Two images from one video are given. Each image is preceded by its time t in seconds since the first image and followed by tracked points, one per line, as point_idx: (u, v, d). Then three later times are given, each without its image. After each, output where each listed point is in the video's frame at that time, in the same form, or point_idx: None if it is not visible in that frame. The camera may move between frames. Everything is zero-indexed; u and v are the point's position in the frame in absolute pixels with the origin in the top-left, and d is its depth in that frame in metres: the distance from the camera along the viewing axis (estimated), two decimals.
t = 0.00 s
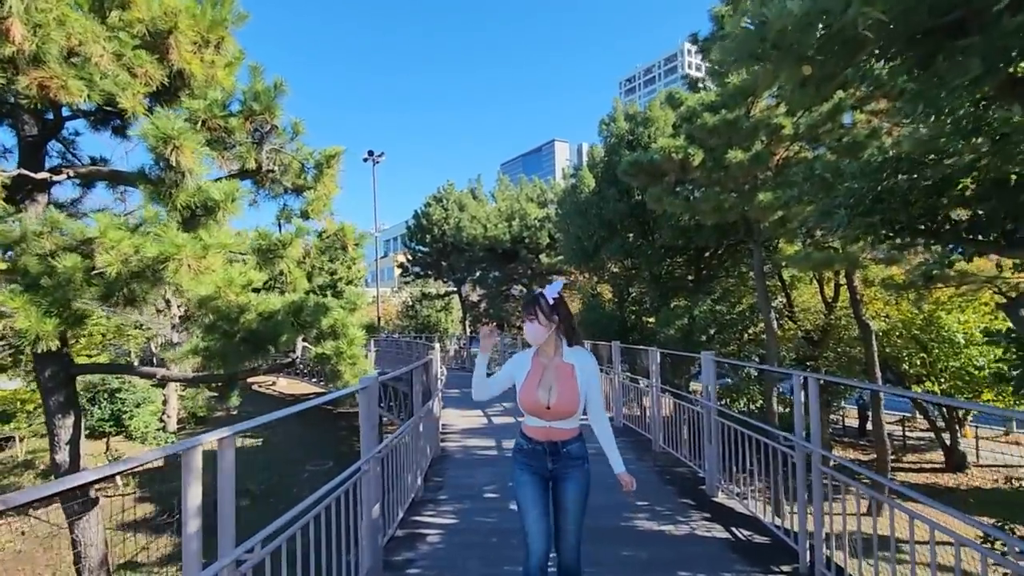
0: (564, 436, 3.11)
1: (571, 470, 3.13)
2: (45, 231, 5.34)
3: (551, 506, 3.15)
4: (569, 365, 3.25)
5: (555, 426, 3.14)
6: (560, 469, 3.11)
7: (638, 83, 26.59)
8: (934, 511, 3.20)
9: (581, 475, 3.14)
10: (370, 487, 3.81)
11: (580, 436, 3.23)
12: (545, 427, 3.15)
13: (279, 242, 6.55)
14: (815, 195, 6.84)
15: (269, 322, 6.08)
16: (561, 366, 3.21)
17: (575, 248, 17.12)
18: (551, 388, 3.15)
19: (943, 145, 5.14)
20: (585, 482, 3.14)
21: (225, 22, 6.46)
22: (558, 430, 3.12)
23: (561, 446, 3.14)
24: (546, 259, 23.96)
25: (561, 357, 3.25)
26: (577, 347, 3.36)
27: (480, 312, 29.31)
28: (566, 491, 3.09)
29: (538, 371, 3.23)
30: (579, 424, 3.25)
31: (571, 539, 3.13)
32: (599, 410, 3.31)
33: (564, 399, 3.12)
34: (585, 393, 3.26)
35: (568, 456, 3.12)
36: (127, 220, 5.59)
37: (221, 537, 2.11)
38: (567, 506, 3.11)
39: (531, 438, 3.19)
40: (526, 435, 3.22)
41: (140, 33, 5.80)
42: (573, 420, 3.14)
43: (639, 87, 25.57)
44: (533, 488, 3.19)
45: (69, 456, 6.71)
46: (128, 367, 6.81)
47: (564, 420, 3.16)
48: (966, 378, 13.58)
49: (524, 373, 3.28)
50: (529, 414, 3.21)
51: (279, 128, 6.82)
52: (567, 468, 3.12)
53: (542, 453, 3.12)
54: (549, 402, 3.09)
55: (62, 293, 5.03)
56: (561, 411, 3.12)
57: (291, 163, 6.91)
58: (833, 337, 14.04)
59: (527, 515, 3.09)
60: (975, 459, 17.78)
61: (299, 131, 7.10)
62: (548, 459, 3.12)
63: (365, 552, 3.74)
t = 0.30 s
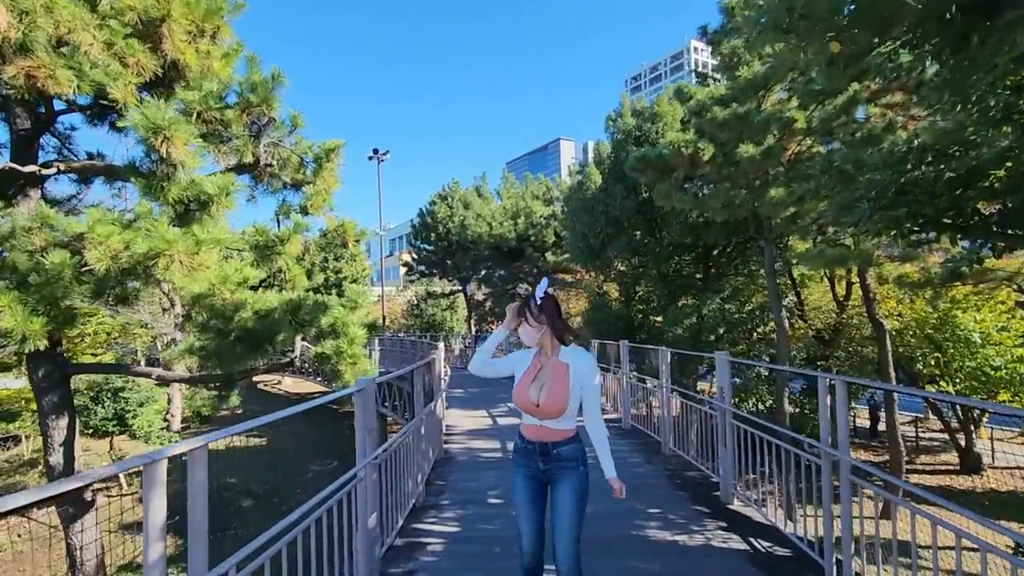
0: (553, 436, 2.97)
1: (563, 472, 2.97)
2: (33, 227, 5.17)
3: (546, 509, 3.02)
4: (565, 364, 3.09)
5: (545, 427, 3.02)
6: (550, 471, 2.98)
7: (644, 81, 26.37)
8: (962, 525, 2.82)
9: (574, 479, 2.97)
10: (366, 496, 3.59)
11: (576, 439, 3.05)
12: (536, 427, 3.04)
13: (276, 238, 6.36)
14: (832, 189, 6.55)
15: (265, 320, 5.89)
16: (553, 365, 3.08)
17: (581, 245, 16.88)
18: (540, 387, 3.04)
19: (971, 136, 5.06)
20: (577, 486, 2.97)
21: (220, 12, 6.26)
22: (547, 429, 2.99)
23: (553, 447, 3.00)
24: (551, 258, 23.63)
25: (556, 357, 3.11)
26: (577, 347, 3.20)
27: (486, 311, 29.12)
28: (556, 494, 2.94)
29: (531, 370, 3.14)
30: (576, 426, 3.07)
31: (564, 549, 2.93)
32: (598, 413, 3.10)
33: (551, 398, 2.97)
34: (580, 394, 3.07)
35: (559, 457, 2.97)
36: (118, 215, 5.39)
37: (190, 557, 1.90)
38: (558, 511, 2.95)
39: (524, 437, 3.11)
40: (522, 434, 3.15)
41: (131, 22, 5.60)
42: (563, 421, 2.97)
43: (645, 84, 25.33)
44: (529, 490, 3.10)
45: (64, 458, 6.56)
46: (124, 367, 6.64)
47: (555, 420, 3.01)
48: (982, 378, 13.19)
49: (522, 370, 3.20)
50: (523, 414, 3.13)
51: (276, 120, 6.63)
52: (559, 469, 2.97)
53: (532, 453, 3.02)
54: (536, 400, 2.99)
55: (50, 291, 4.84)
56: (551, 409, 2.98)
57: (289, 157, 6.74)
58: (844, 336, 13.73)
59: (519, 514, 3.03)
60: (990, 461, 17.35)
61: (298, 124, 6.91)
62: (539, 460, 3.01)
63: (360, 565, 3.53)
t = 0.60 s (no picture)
0: (544, 441, 3.02)
1: (556, 476, 3.01)
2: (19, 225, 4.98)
3: (542, 512, 3.07)
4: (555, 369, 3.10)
5: (536, 431, 3.07)
6: (543, 476, 3.03)
7: (650, 78, 26.09)
8: (1005, 550, 2.53)
9: (567, 483, 3.01)
10: (360, 510, 3.39)
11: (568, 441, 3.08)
12: (528, 431, 3.08)
13: (273, 237, 6.17)
14: (850, 183, 6.27)
15: (259, 322, 5.69)
16: (543, 369, 3.09)
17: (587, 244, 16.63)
18: (529, 392, 3.07)
19: (999, 127, 4.84)
20: (571, 489, 3.01)
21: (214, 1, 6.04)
22: (538, 433, 3.04)
23: (544, 452, 3.04)
24: (557, 256, 23.37)
25: (547, 361, 3.11)
26: (568, 350, 3.19)
27: (491, 310, 28.89)
28: (549, 497, 3.00)
29: (522, 374, 3.15)
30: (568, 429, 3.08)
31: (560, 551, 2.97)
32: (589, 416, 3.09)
33: (540, 402, 3.02)
34: (570, 398, 3.07)
35: (550, 462, 3.00)
36: (109, 212, 5.19)
37: None
38: (552, 512, 3.00)
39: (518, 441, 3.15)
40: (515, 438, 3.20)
41: (123, 13, 5.40)
42: (552, 425, 3.00)
43: (651, 81, 25.05)
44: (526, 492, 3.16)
45: (56, 462, 6.38)
46: (116, 369, 6.45)
47: (546, 424, 3.05)
48: (998, 379, 12.82)
49: (514, 374, 3.24)
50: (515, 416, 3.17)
51: (273, 115, 6.43)
52: (550, 474, 3.01)
53: (525, 458, 3.07)
54: (525, 404, 3.03)
55: (36, 290, 4.68)
56: (540, 413, 3.04)
57: (287, 153, 6.56)
58: (855, 335, 13.46)
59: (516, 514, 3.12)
60: (1006, 463, 16.96)
61: (295, 118, 6.70)
62: (533, 464, 3.06)
63: None
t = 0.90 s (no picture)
0: (548, 437, 2.84)
1: (559, 475, 2.84)
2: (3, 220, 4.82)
3: (541, 516, 2.87)
4: (556, 363, 2.92)
5: (539, 428, 2.86)
6: (547, 474, 2.84)
7: (655, 74, 25.84)
8: None
9: (572, 481, 2.84)
10: (352, 517, 3.18)
11: (571, 439, 2.91)
12: (529, 428, 2.88)
13: (267, 232, 5.97)
14: (868, 174, 5.99)
15: (253, 320, 5.52)
16: (544, 364, 2.92)
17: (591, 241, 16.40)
18: (531, 387, 2.88)
19: None
20: (575, 488, 2.85)
21: None
22: (541, 429, 2.85)
23: (548, 449, 2.86)
24: (561, 254, 23.16)
25: (548, 356, 2.94)
26: (569, 344, 3.02)
27: (495, 308, 28.71)
28: (553, 496, 2.82)
29: (522, 369, 2.97)
30: (570, 426, 2.91)
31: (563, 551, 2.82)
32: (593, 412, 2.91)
33: (543, 397, 2.83)
34: (573, 394, 2.90)
35: (553, 461, 2.83)
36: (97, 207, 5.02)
37: None
38: (555, 512, 2.83)
39: (518, 439, 2.95)
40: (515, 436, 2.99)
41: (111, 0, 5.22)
42: (555, 421, 2.83)
43: (656, 76, 24.78)
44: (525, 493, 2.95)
45: (48, 464, 6.24)
46: (108, 369, 6.29)
47: (549, 420, 2.86)
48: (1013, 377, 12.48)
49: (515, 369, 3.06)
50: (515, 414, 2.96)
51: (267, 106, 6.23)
52: (555, 472, 2.84)
53: (527, 456, 2.87)
54: (527, 400, 2.84)
55: (18, 287, 4.48)
56: (543, 409, 2.83)
57: (283, 146, 6.39)
58: (865, 332, 13.18)
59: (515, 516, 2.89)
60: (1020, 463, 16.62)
61: (291, 109, 6.50)
62: (535, 463, 2.86)
63: None
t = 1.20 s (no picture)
0: (557, 434, 2.86)
1: (567, 471, 2.87)
2: None
3: (546, 512, 2.87)
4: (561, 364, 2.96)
5: (547, 427, 2.88)
6: (555, 471, 2.86)
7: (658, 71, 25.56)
8: None
9: (578, 477, 2.89)
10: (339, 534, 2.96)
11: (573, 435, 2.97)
12: (536, 428, 2.87)
13: (259, 230, 5.75)
14: (884, 167, 5.73)
15: (243, 322, 5.30)
16: (552, 363, 2.94)
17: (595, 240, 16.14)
18: (540, 388, 2.88)
19: None
20: (581, 483, 2.89)
21: None
22: (551, 428, 2.87)
23: (555, 446, 2.88)
24: (565, 253, 22.96)
25: (552, 356, 2.96)
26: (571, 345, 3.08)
27: (498, 309, 28.46)
28: (561, 492, 2.85)
29: (528, 369, 2.94)
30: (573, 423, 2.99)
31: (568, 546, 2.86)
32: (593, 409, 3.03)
33: (554, 397, 2.85)
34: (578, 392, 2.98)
35: (562, 456, 2.85)
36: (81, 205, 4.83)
37: None
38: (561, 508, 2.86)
39: (522, 439, 2.92)
40: (518, 435, 2.95)
41: None
42: (566, 419, 2.87)
43: (659, 73, 24.50)
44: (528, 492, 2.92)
45: (36, 472, 6.04)
46: (96, 372, 6.08)
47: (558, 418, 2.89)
48: None
49: (512, 371, 3.01)
50: (520, 414, 2.92)
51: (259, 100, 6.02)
52: (563, 469, 2.86)
53: (535, 455, 2.86)
54: (540, 401, 2.83)
55: None
56: (553, 408, 2.86)
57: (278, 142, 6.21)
58: (874, 331, 12.87)
59: (520, 517, 2.85)
60: None
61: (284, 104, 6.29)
62: (543, 461, 2.85)
63: None
